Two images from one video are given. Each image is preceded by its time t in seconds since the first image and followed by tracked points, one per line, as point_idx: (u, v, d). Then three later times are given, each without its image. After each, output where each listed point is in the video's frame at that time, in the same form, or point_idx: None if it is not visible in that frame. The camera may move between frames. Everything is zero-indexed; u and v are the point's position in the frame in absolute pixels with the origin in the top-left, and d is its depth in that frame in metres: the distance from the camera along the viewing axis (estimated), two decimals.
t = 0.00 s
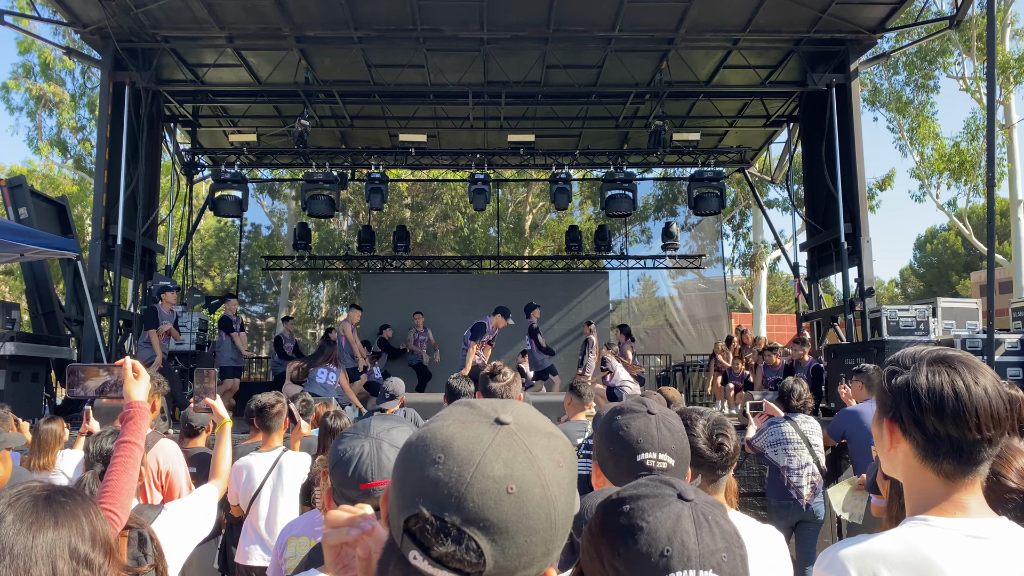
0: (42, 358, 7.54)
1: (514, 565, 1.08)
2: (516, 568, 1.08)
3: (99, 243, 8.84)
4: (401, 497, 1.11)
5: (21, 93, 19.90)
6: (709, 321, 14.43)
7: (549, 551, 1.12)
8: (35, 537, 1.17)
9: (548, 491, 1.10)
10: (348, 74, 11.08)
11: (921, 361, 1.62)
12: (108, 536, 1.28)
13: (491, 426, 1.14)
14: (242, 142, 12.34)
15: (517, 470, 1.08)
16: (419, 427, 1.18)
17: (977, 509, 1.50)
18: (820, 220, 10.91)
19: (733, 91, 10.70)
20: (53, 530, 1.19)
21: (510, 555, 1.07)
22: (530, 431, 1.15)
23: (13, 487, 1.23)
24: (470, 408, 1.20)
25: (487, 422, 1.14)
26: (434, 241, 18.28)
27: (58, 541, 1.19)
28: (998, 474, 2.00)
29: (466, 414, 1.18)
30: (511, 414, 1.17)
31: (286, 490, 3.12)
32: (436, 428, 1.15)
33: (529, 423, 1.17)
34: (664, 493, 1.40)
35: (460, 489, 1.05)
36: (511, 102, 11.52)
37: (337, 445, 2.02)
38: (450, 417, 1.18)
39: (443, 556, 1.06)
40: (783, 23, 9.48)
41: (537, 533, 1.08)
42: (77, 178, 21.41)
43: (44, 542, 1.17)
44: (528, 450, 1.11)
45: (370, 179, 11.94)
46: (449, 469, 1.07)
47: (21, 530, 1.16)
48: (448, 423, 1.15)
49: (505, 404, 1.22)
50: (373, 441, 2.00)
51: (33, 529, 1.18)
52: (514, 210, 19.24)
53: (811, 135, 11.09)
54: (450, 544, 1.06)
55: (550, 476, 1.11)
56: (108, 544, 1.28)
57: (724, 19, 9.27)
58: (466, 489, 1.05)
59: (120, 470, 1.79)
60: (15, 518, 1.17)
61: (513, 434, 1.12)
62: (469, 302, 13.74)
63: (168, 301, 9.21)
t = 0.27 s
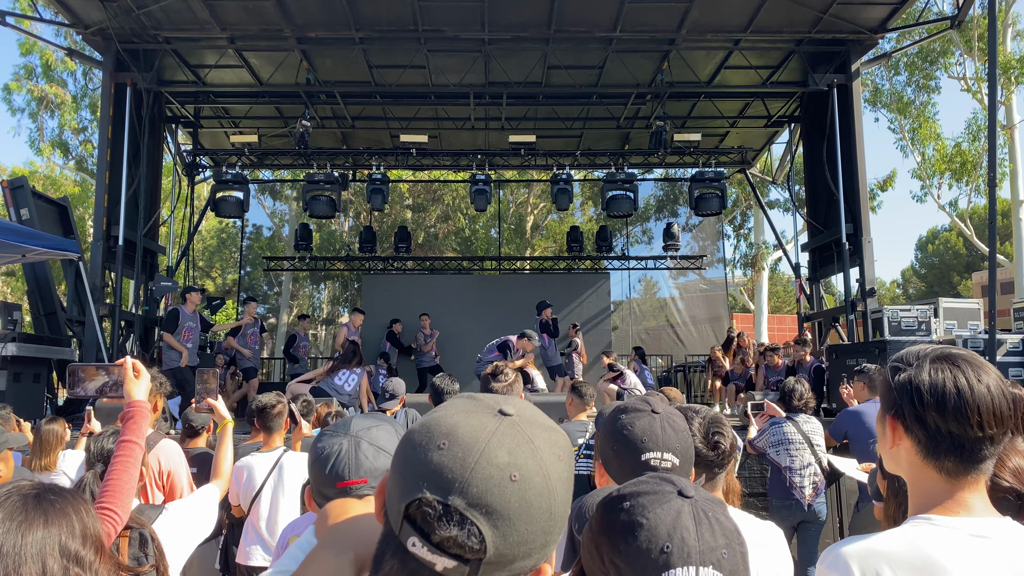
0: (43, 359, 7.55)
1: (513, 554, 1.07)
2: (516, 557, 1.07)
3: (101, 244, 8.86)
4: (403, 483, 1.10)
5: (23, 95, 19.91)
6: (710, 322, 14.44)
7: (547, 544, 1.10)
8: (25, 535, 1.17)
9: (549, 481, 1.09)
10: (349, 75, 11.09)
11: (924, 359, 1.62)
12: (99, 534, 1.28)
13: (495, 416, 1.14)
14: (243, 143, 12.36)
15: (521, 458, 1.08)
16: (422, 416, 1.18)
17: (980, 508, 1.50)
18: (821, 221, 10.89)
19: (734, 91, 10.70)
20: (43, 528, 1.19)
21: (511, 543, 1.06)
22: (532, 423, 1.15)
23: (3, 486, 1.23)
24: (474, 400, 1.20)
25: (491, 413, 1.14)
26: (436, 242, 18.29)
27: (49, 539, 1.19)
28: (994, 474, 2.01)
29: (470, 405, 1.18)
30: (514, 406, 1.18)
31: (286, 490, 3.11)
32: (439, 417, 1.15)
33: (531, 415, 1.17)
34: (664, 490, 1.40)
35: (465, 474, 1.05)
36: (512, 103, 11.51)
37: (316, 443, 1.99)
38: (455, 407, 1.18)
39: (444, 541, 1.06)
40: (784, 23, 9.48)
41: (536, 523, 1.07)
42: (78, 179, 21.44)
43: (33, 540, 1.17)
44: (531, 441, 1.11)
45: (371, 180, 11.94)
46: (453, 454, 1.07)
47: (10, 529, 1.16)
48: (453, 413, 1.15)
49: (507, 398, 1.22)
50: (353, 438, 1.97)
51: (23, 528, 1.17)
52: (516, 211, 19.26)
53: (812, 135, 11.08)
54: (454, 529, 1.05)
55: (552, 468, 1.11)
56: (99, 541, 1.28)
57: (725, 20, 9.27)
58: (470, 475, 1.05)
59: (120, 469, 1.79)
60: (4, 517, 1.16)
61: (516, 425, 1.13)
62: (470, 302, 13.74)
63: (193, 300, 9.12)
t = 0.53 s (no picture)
0: (46, 361, 7.56)
1: (505, 553, 1.05)
2: (507, 557, 1.05)
3: (104, 246, 8.88)
4: (392, 481, 1.08)
5: (26, 97, 19.91)
6: (712, 323, 14.46)
7: (540, 542, 1.08)
8: (41, 537, 1.17)
9: (542, 478, 1.07)
10: (351, 76, 11.10)
11: (936, 360, 1.61)
12: (112, 536, 1.28)
13: (485, 413, 1.11)
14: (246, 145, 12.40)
15: (512, 455, 1.06)
16: (411, 414, 1.15)
17: (984, 510, 1.50)
18: (824, 222, 10.86)
19: (736, 92, 10.69)
20: (58, 531, 1.19)
21: (502, 542, 1.04)
22: (522, 420, 1.13)
23: (19, 488, 1.23)
24: (464, 397, 1.17)
25: (481, 409, 1.12)
26: (438, 243, 18.32)
27: (64, 542, 1.18)
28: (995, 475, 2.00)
29: (459, 401, 1.16)
30: (504, 403, 1.15)
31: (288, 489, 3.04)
32: (429, 414, 1.13)
33: (521, 411, 1.15)
34: (657, 490, 1.40)
35: (455, 472, 1.03)
36: (514, 105, 11.51)
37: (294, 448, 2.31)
38: (443, 404, 1.15)
39: (434, 541, 1.04)
40: (787, 24, 9.46)
41: (530, 520, 1.05)
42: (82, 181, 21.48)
43: (49, 542, 1.17)
44: (523, 438, 1.09)
45: (374, 181, 11.96)
46: (444, 453, 1.05)
47: (27, 531, 1.16)
48: (442, 410, 1.13)
49: (499, 394, 1.19)
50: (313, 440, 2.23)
51: (39, 529, 1.17)
52: (518, 212, 19.30)
53: (815, 136, 11.07)
54: (444, 527, 1.03)
55: (544, 465, 1.08)
56: (113, 543, 1.28)
57: (728, 21, 9.26)
58: (461, 473, 1.03)
59: (124, 471, 1.79)
60: (21, 519, 1.17)
61: (507, 421, 1.10)
62: (473, 304, 13.75)
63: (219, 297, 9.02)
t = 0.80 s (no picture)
0: (50, 363, 7.57)
1: (502, 562, 1.03)
2: (503, 566, 1.04)
3: (108, 248, 8.89)
4: (385, 494, 1.07)
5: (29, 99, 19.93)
6: (715, 325, 14.53)
7: (537, 547, 1.07)
8: (61, 538, 1.15)
9: (537, 484, 1.05)
10: (354, 78, 11.10)
11: (944, 364, 1.61)
12: (130, 540, 1.27)
13: (477, 419, 1.10)
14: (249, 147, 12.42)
15: (506, 463, 1.04)
16: (402, 421, 1.14)
17: (991, 512, 1.49)
18: (827, 223, 10.83)
19: (740, 93, 10.68)
20: (78, 533, 1.18)
21: (499, 551, 1.02)
22: (515, 424, 1.11)
23: (39, 490, 1.23)
24: (455, 402, 1.16)
25: (473, 416, 1.11)
26: (440, 244, 18.35)
27: (83, 544, 1.17)
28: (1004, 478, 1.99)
29: (449, 408, 1.14)
30: (497, 407, 1.13)
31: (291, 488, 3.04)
32: (420, 422, 1.11)
33: (514, 416, 1.13)
34: (648, 491, 1.40)
35: (449, 483, 1.01)
36: (516, 106, 11.51)
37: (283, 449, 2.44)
38: (434, 412, 1.13)
39: (430, 554, 1.03)
40: (790, 25, 9.45)
41: (526, 527, 1.04)
42: (85, 184, 21.53)
43: (68, 544, 1.16)
44: (516, 444, 1.07)
45: (376, 183, 11.96)
46: (436, 463, 1.04)
47: (46, 532, 1.15)
48: (433, 417, 1.11)
49: (490, 399, 1.18)
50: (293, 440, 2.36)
51: (59, 531, 1.16)
52: (520, 214, 19.33)
53: (817, 137, 11.06)
54: (439, 540, 1.02)
55: (539, 470, 1.06)
56: (130, 547, 1.26)
57: (731, 22, 9.26)
58: (455, 483, 1.02)
59: (128, 473, 1.78)
60: (41, 519, 1.16)
61: (499, 427, 1.08)
62: (476, 305, 13.74)
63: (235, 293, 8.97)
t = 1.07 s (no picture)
0: (53, 364, 7.58)
1: (501, 565, 1.03)
2: (502, 569, 1.03)
3: (111, 250, 8.90)
4: (382, 500, 1.05)
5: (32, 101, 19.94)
6: (718, 326, 14.58)
7: (535, 549, 1.07)
8: (65, 540, 1.15)
9: (534, 487, 1.05)
10: (357, 80, 11.12)
11: (948, 365, 1.60)
12: (135, 543, 1.26)
13: (474, 422, 1.09)
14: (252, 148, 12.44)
15: (504, 466, 1.04)
16: (398, 425, 1.13)
17: (995, 514, 1.48)
18: (830, 224, 10.81)
19: (743, 94, 10.66)
20: (83, 535, 1.17)
21: (497, 555, 1.02)
22: (513, 427, 1.10)
23: (46, 491, 1.23)
24: (451, 405, 1.15)
25: (470, 418, 1.10)
26: (443, 246, 18.38)
27: (88, 547, 1.17)
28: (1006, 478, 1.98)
29: (446, 411, 1.13)
30: (494, 410, 1.13)
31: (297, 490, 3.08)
32: (417, 425, 1.10)
33: (512, 419, 1.12)
34: (640, 492, 1.39)
35: (447, 487, 1.00)
36: (519, 108, 11.52)
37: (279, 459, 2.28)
38: (430, 415, 1.12)
39: (429, 559, 1.02)
40: (792, 26, 9.43)
41: (525, 531, 1.03)
42: (89, 185, 21.60)
43: (73, 545, 1.16)
44: (513, 446, 1.07)
45: (380, 185, 11.96)
46: (433, 467, 1.02)
47: (52, 533, 1.15)
48: (429, 420, 1.10)
49: (487, 400, 1.17)
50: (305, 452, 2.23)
51: (64, 532, 1.16)
52: (523, 215, 19.38)
53: (820, 137, 11.06)
54: (438, 545, 1.01)
55: (536, 473, 1.06)
56: (135, 550, 1.26)
57: (734, 23, 9.25)
58: (453, 487, 1.01)
59: (132, 474, 1.78)
60: (46, 521, 1.16)
61: (496, 430, 1.08)
62: (479, 306, 13.73)
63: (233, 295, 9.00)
